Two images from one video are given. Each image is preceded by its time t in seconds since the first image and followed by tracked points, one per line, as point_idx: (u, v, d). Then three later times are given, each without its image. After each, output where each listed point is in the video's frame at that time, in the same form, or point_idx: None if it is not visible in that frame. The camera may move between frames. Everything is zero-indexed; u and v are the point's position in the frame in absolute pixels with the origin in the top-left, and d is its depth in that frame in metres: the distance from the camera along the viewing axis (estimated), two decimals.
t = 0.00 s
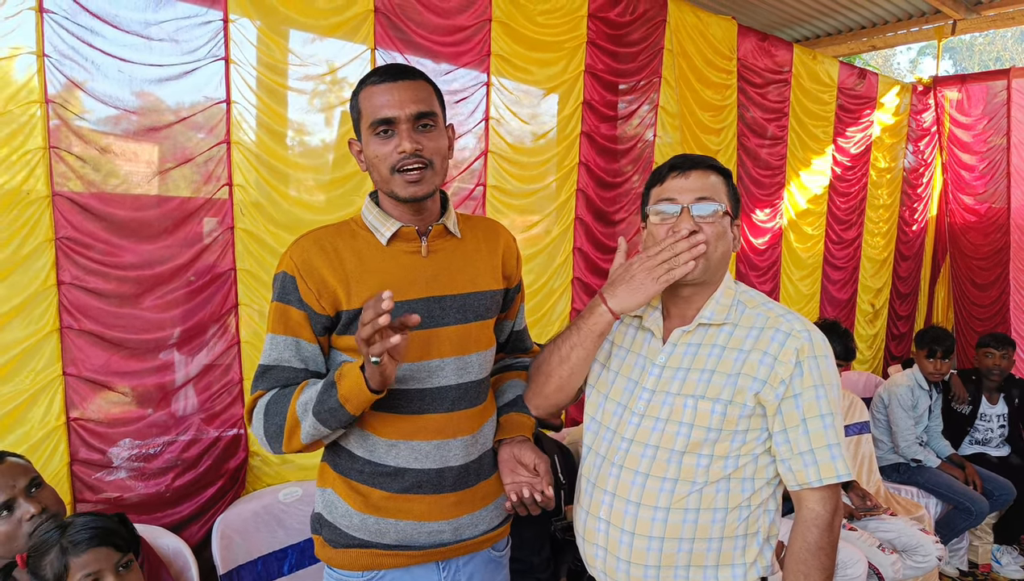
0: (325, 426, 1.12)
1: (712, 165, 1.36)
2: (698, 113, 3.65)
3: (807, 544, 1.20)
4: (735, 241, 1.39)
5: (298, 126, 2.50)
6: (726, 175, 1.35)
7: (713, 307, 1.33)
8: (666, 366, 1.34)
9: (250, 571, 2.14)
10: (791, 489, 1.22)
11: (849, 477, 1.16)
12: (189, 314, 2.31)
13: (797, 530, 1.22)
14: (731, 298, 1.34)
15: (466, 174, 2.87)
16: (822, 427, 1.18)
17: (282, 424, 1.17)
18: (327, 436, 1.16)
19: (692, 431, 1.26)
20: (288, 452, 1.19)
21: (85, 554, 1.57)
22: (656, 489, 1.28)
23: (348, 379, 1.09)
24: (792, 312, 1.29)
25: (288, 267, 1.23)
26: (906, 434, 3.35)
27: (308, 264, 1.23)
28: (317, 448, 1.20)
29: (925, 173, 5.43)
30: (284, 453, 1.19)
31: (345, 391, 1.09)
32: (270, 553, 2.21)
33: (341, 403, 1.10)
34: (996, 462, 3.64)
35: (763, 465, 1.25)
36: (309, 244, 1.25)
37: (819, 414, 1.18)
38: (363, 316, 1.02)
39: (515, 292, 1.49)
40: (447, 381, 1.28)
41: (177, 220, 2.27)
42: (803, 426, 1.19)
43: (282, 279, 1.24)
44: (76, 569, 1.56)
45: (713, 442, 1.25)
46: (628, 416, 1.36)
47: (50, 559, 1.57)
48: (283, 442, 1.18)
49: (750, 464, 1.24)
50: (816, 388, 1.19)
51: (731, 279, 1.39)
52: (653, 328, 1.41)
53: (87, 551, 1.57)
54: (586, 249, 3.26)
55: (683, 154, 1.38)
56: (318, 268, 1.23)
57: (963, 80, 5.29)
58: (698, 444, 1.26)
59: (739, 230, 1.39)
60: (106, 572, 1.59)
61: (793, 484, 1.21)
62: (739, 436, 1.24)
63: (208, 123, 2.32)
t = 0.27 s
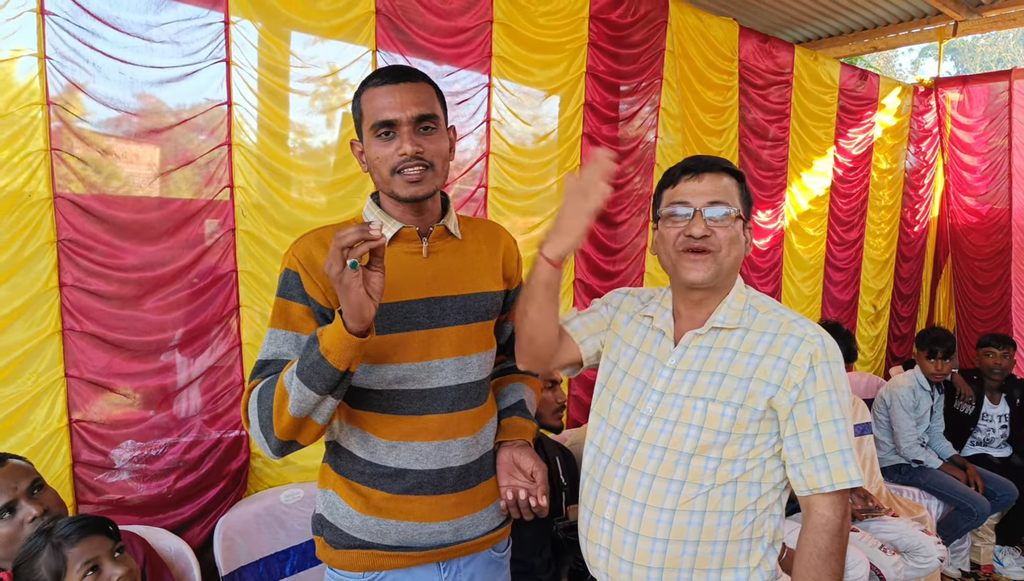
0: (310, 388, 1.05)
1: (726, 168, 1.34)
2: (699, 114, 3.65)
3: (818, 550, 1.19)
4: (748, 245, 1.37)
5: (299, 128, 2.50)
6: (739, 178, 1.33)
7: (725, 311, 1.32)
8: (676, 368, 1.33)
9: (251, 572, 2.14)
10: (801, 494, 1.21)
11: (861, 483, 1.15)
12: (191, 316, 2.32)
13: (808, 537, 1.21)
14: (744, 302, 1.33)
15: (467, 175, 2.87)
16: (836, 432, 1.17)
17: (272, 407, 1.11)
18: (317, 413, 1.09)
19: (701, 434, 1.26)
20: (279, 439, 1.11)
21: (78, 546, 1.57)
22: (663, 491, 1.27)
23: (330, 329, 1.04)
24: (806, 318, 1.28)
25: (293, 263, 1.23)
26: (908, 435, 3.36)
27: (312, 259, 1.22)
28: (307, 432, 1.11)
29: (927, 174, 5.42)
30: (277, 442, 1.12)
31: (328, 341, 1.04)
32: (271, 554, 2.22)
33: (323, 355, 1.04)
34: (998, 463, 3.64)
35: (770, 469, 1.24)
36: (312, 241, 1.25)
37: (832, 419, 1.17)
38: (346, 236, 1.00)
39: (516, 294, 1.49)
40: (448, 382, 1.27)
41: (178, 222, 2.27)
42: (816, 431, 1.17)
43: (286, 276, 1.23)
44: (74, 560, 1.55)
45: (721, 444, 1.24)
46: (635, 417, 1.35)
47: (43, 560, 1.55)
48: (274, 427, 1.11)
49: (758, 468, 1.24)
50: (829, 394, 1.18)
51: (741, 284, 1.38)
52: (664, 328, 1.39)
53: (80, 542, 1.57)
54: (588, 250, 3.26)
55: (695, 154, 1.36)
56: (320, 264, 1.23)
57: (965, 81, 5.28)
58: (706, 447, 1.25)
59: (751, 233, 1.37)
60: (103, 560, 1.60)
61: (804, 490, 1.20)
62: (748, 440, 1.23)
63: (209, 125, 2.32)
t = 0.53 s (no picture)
0: (327, 408, 1.06)
1: (743, 170, 1.34)
2: (700, 115, 3.65)
3: (832, 559, 1.20)
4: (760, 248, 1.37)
5: (299, 130, 2.50)
6: (754, 180, 1.32)
7: (736, 316, 1.30)
8: (685, 374, 1.32)
9: (252, 573, 2.14)
10: (811, 503, 1.22)
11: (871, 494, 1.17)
12: (191, 318, 2.32)
13: (820, 547, 1.21)
14: (753, 307, 1.32)
15: (467, 176, 2.87)
16: (847, 443, 1.18)
17: (286, 419, 1.12)
18: (331, 425, 1.10)
19: (712, 443, 1.25)
20: (293, 450, 1.13)
21: (73, 547, 1.56)
22: (672, 499, 1.26)
23: (345, 352, 1.05)
24: (814, 325, 1.28)
25: (290, 269, 1.23)
26: (909, 435, 3.36)
27: (309, 264, 1.23)
28: (322, 444, 1.13)
29: (927, 174, 5.42)
30: (290, 452, 1.13)
31: (343, 363, 1.04)
32: (272, 556, 2.22)
33: (339, 376, 1.05)
34: (999, 463, 3.64)
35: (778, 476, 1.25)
36: (310, 246, 1.25)
37: (844, 430, 1.18)
38: (368, 268, 1.00)
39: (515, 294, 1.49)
40: (450, 383, 1.27)
41: (179, 223, 2.28)
42: (828, 441, 1.18)
43: (284, 283, 1.23)
44: (69, 561, 1.55)
45: (731, 453, 1.24)
46: (644, 423, 1.33)
47: (39, 564, 1.55)
48: (288, 440, 1.12)
49: (765, 475, 1.24)
50: (841, 404, 1.19)
51: (750, 286, 1.37)
52: (672, 331, 1.36)
53: (74, 544, 1.56)
54: (589, 251, 3.26)
55: (709, 154, 1.36)
56: (317, 268, 1.23)
57: (966, 81, 5.28)
58: (716, 456, 1.24)
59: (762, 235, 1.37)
60: (99, 561, 1.59)
61: (814, 498, 1.21)
62: (758, 448, 1.24)
63: (210, 127, 2.32)
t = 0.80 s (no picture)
0: (337, 389, 1.04)
1: (741, 169, 1.32)
2: (702, 116, 3.65)
3: (833, 561, 1.20)
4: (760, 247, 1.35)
5: (301, 130, 2.49)
6: (753, 180, 1.31)
7: (734, 318, 1.30)
8: (684, 377, 1.31)
9: (254, 573, 2.14)
10: (813, 505, 1.22)
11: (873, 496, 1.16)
12: (193, 317, 2.32)
13: (821, 547, 1.22)
14: (753, 308, 1.31)
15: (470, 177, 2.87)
16: (848, 445, 1.17)
17: (294, 407, 1.09)
18: (341, 412, 1.07)
19: (711, 447, 1.24)
20: (301, 442, 1.09)
21: (83, 546, 1.56)
22: (672, 503, 1.26)
23: (355, 329, 1.03)
24: (814, 326, 1.27)
25: (294, 266, 1.22)
26: (911, 436, 3.36)
27: (314, 261, 1.22)
28: (331, 431, 1.10)
29: (930, 175, 5.42)
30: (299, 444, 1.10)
31: (353, 341, 1.03)
32: (274, 556, 2.22)
33: (349, 354, 1.03)
34: (1001, 464, 3.64)
35: (779, 478, 1.24)
36: (314, 244, 1.25)
37: (844, 433, 1.17)
38: (380, 237, 1.04)
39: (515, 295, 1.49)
40: (452, 383, 1.27)
41: (180, 223, 2.27)
42: (828, 444, 1.18)
43: (289, 279, 1.22)
44: (79, 560, 1.55)
45: (731, 457, 1.23)
46: (643, 427, 1.33)
47: (49, 562, 1.56)
48: (296, 428, 1.09)
49: (766, 478, 1.24)
50: (841, 407, 1.18)
51: (749, 286, 1.36)
52: (671, 333, 1.35)
53: (84, 543, 1.56)
54: (591, 252, 3.26)
55: (710, 154, 1.34)
56: (322, 266, 1.23)
57: (967, 83, 5.26)
58: (716, 460, 1.24)
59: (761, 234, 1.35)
60: (110, 561, 1.59)
61: (815, 501, 1.20)
62: (758, 452, 1.23)
63: (211, 127, 2.32)
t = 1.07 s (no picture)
0: (317, 329, 1.02)
1: (735, 169, 1.29)
2: (704, 116, 3.66)
3: (817, 558, 1.17)
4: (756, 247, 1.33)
5: (302, 129, 2.49)
6: (747, 179, 1.28)
7: (730, 316, 1.28)
8: (680, 376, 1.29)
9: (254, 573, 2.14)
10: (802, 502, 1.19)
11: (862, 493, 1.13)
12: (194, 316, 2.32)
13: (805, 543, 1.19)
14: (748, 306, 1.29)
15: (471, 177, 2.87)
16: (836, 441, 1.14)
17: (280, 364, 1.07)
18: (326, 364, 1.04)
19: (706, 445, 1.22)
20: (287, 401, 1.05)
21: (90, 545, 1.56)
22: (668, 502, 1.25)
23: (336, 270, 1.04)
24: (811, 322, 1.24)
25: (298, 255, 1.20)
26: (911, 437, 3.36)
27: (319, 253, 1.21)
28: (315, 384, 1.05)
29: (931, 176, 5.42)
30: (284, 405, 1.06)
31: (332, 280, 1.03)
32: (274, 555, 2.22)
33: (328, 291, 1.02)
34: (1001, 466, 3.65)
35: (775, 477, 1.22)
36: (318, 238, 1.23)
37: (833, 428, 1.15)
38: (348, 168, 1.09)
39: (517, 296, 1.49)
40: (452, 383, 1.27)
41: (181, 222, 2.27)
42: (817, 440, 1.15)
43: (292, 268, 1.20)
44: (85, 559, 1.55)
45: (727, 455, 1.21)
46: (640, 427, 1.31)
47: (56, 560, 1.55)
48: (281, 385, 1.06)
49: (764, 477, 1.21)
50: (832, 402, 1.16)
51: (747, 285, 1.33)
52: (667, 334, 1.34)
53: (92, 542, 1.57)
54: (592, 252, 3.26)
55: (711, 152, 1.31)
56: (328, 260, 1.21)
57: (969, 84, 5.27)
58: (711, 458, 1.22)
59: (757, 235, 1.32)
60: (116, 561, 1.59)
61: (803, 497, 1.18)
62: (754, 450, 1.21)
63: (212, 126, 2.31)
